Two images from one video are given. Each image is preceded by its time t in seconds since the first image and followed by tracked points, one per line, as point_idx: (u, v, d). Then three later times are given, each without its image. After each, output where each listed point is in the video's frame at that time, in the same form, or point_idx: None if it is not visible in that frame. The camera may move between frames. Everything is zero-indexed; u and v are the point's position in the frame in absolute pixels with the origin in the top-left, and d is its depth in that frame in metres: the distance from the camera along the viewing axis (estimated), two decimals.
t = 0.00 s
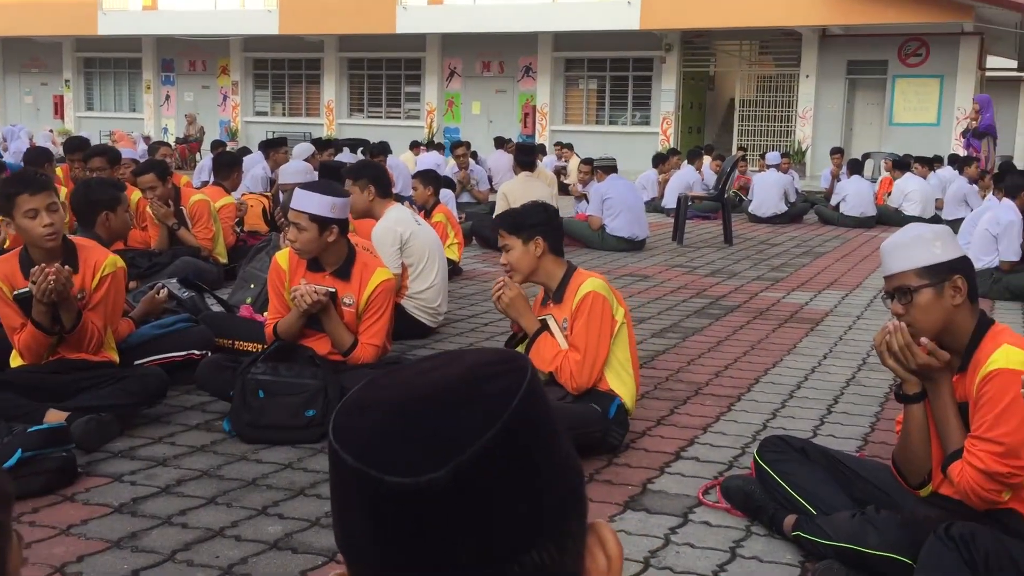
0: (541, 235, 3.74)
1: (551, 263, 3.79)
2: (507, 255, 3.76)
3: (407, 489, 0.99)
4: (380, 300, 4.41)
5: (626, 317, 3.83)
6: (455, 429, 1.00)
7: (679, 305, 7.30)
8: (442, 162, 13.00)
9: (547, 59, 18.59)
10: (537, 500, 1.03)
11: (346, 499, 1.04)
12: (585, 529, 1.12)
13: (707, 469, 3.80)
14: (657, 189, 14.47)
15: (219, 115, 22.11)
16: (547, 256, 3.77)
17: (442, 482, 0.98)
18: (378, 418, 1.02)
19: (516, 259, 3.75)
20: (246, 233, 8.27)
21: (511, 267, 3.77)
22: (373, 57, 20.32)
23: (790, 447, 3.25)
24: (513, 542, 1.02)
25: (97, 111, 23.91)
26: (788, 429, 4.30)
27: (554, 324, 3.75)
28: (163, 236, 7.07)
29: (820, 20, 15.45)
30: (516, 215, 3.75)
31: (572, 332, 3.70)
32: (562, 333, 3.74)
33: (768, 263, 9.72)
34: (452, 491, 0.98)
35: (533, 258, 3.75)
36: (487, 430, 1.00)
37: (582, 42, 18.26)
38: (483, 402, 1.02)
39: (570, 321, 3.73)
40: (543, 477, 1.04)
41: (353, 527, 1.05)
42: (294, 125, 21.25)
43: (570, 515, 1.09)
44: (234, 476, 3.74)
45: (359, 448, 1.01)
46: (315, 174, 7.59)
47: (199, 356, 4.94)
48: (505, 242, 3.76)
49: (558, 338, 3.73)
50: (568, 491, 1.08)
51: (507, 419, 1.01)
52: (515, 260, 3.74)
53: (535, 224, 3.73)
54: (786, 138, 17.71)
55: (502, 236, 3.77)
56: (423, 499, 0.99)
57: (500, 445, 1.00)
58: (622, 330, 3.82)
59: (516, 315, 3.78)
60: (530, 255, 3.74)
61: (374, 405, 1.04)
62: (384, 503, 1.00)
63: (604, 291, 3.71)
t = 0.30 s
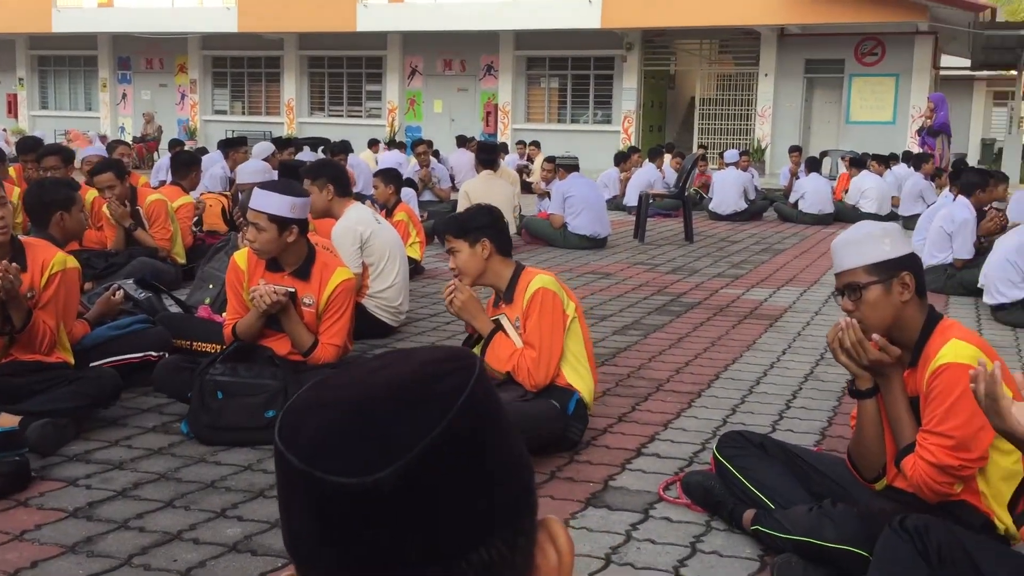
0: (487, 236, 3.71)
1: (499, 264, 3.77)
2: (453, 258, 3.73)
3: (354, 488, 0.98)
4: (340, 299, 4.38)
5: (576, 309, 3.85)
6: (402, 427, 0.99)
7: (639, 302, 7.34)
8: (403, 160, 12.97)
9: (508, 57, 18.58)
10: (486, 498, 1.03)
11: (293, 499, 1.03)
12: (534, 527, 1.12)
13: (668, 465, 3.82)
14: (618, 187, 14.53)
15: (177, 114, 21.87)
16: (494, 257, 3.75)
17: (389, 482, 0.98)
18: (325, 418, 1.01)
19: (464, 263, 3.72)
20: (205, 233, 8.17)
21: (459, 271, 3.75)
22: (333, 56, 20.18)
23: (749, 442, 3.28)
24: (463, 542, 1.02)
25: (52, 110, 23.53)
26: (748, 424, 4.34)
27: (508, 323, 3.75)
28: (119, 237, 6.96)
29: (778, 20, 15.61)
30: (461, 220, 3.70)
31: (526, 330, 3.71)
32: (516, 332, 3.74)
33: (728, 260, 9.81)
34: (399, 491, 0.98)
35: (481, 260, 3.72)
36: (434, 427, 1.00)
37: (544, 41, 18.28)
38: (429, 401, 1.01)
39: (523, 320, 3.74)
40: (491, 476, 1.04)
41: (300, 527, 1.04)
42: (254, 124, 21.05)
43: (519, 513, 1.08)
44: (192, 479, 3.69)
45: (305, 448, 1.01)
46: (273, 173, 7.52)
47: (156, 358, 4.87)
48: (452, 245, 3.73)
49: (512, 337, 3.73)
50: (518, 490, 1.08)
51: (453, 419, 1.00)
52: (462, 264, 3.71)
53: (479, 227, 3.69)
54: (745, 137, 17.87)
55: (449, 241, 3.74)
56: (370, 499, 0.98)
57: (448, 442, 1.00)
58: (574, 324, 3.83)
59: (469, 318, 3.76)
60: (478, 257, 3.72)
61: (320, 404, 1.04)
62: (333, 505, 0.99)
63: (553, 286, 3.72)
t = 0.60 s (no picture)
0: (447, 237, 3.68)
1: (459, 266, 3.76)
2: (412, 259, 3.69)
3: (293, 495, 0.98)
4: (302, 300, 4.35)
5: (537, 310, 3.85)
6: (342, 432, 0.99)
7: (603, 301, 7.36)
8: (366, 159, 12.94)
9: (472, 57, 18.55)
10: (434, 499, 1.02)
11: (236, 505, 1.03)
12: (488, 527, 1.12)
13: (631, 463, 3.84)
14: (582, 186, 14.56)
15: (138, 113, 21.62)
16: (454, 259, 3.73)
17: (326, 490, 0.97)
18: (267, 424, 1.01)
19: (423, 263, 3.69)
20: (165, 233, 8.07)
21: (418, 272, 3.71)
22: (296, 54, 20.04)
23: (710, 439, 3.30)
24: (407, 546, 1.01)
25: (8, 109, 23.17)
26: (710, 422, 4.37)
27: (467, 327, 3.74)
28: (77, 238, 6.85)
29: (740, 20, 15.74)
30: (421, 219, 3.67)
31: (487, 335, 3.70)
32: (477, 336, 3.73)
33: (692, 258, 9.87)
34: (337, 498, 0.98)
35: (440, 261, 3.70)
36: (375, 431, 0.99)
37: (508, 40, 18.30)
38: (368, 405, 1.00)
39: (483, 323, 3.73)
40: (439, 479, 1.03)
41: (245, 531, 1.04)
42: (216, 123, 20.86)
43: (469, 513, 1.08)
44: (151, 482, 3.65)
45: (245, 456, 1.01)
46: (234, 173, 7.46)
47: (115, 360, 4.80)
48: (411, 244, 3.70)
49: (473, 342, 3.71)
50: (469, 491, 1.08)
51: (396, 422, 0.99)
52: (421, 265, 3.68)
53: (439, 228, 3.67)
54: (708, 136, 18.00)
55: (408, 241, 3.70)
56: (308, 506, 0.98)
57: (390, 446, 0.99)
58: (534, 326, 3.83)
59: (429, 324, 3.70)
60: (438, 259, 3.69)
61: (264, 408, 1.03)
62: (272, 513, 0.99)
63: (513, 290, 3.72)
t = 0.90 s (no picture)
0: (416, 243, 3.68)
1: (425, 271, 3.73)
2: (378, 262, 3.69)
3: (240, 489, 0.96)
4: (261, 299, 4.30)
5: (505, 320, 3.83)
6: (290, 424, 0.98)
7: (565, 300, 7.36)
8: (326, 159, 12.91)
9: (434, 55, 18.48)
10: (383, 498, 1.01)
11: (182, 500, 1.01)
12: (439, 528, 1.11)
13: (592, 461, 3.84)
14: (544, 185, 14.57)
15: (94, 111, 21.30)
16: (421, 265, 3.72)
17: (273, 483, 0.96)
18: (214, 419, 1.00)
19: (390, 267, 3.68)
20: (121, 231, 7.95)
21: (384, 275, 3.71)
22: (255, 52, 19.86)
23: (670, 436, 3.32)
24: (355, 542, 1.00)
25: None
26: (670, 419, 4.39)
27: (433, 335, 3.73)
28: (29, 237, 6.72)
29: (700, 19, 15.85)
30: (387, 222, 3.66)
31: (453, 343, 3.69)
32: (442, 344, 3.72)
33: (653, 256, 9.91)
34: (285, 492, 0.96)
35: (407, 266, 3.69)
36: (325, 424, 0.97)
37: (469, 39, 18.27)
38: (318, 399, 0.99)
39: (449, 331, 3.72)
40: (391, 479, 1.02)
41: (189, 526, 1.02)
42: (174, 122, 20.60)
43: (420, 512, 1.07)
44: (105, 485, 3.59)
45: (192, 450, 0.99)
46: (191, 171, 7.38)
47: (67, 362, 4.72)
48: (378, 247, 3.69)
49: (438, 350, 3.71)
50: (421, 491, 1.06)
51: (346, 417, 0.98)
52: (388, 269, 3.67)
53: (407, 232, 3.65)
54: (669, 135, 18.10)
55: (375, 243, 3.69)
56: (254, 500, 0.96)
57: (340, 440, 0.98)
58: (501, 334, 3.82)
59: (394, 332, 3.67)
60: (405, 264, 3.68)
61: (213, 402, 1.02)
62: (219, 509, 0.98)
63: (481, 301, 3.70)
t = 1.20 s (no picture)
0: (389, 253, 3.61)
1: (394, 279, 3.69)
2: (347, 269, 3.61)
3: (172, 493, 0.94)
4: (215, 298, 4.25)
5: (470, 326, 3.83)
6: (224, 426, 0.96)
7: (522, 297, 7.37)
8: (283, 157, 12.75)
9: (391, 51, 18.39)
10: (321, 500, 1.01)
11: (113, 506, 0.99)
12: (379, 528, 1.10)
13: (546, 458, 3.85)
14: (502, 182, 14.56)
15: (44, 107, 20.91)
16: (393, 274, 3.66)
17: (208, 487, 0.94)
18: (146, 422, 0.97)
19: (358, 275, 3.61)
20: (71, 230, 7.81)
21: (352, 282, 3.64)
22: (210, 48, 19.64)
23: (624, 431, 3.33)
24: (292, 544, 0.99)
25: None
26: (625, 415, 4.41)
27: (396, 341, 3.70)
28: None
29: (656, 17, 15.96)
30: (358, 229, 3.58)
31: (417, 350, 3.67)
32: (405, 350, 3.69)
33: (610, 253, 9.95)
34: (220, 495, 0.95)
35: (379, 276, 3.63)
36: (261, 427, 0.96)
37: (426, 35, 18.22)
38: (254, 400, 0.98)
39: (414, 338, 3.70)
40: (329, 481, 1.01)
41: (120, 532, 1.00)
42: (126, 119, 20.28)
43: (359, 512, 1.06)
44: (53, 489, 3.52)
45: (121, 454, 0.97)
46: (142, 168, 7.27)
47: (14, 363, 4.62)
48: (349, 256, 3.60)
49: (402, 356, 3.67)
50: (360, 491, 1.06)
51: (282, 418, 0.97)
52: (358, 277, 3.61)
53: (381, 242, 3.58)
54: (626, 132, 18.21)
55: (344, 250, 3.60)
56: (187, 503, 0.95)
57: (276, 442, 0.97)
58: (465, 339, 3.82)
59: (358, 336, 3.60)
60: (376, 273, 3.62)
61: (145, 405, 1.00)
62: (150, 514, 0.96)
63: (451, 309, 3.68)
